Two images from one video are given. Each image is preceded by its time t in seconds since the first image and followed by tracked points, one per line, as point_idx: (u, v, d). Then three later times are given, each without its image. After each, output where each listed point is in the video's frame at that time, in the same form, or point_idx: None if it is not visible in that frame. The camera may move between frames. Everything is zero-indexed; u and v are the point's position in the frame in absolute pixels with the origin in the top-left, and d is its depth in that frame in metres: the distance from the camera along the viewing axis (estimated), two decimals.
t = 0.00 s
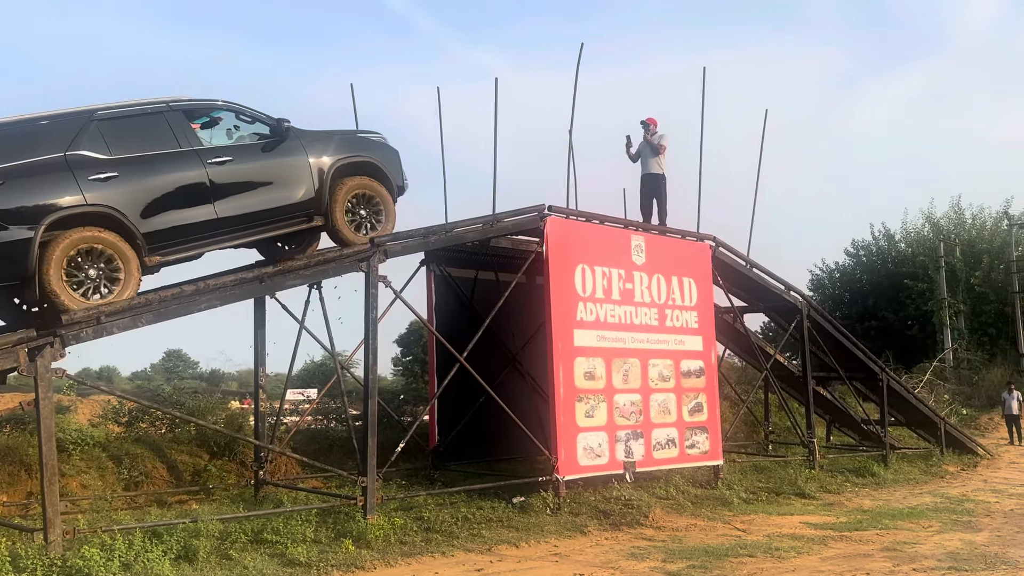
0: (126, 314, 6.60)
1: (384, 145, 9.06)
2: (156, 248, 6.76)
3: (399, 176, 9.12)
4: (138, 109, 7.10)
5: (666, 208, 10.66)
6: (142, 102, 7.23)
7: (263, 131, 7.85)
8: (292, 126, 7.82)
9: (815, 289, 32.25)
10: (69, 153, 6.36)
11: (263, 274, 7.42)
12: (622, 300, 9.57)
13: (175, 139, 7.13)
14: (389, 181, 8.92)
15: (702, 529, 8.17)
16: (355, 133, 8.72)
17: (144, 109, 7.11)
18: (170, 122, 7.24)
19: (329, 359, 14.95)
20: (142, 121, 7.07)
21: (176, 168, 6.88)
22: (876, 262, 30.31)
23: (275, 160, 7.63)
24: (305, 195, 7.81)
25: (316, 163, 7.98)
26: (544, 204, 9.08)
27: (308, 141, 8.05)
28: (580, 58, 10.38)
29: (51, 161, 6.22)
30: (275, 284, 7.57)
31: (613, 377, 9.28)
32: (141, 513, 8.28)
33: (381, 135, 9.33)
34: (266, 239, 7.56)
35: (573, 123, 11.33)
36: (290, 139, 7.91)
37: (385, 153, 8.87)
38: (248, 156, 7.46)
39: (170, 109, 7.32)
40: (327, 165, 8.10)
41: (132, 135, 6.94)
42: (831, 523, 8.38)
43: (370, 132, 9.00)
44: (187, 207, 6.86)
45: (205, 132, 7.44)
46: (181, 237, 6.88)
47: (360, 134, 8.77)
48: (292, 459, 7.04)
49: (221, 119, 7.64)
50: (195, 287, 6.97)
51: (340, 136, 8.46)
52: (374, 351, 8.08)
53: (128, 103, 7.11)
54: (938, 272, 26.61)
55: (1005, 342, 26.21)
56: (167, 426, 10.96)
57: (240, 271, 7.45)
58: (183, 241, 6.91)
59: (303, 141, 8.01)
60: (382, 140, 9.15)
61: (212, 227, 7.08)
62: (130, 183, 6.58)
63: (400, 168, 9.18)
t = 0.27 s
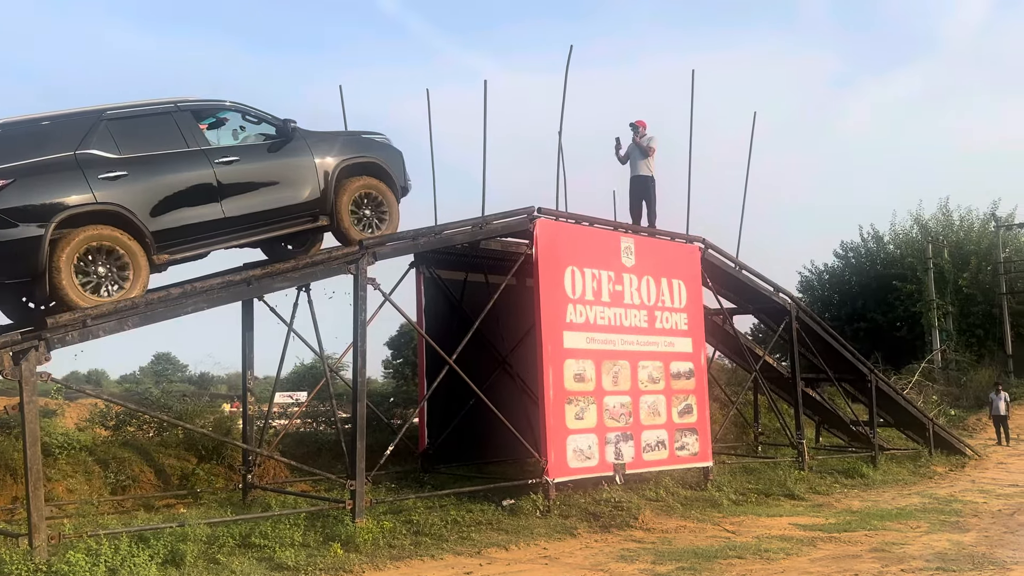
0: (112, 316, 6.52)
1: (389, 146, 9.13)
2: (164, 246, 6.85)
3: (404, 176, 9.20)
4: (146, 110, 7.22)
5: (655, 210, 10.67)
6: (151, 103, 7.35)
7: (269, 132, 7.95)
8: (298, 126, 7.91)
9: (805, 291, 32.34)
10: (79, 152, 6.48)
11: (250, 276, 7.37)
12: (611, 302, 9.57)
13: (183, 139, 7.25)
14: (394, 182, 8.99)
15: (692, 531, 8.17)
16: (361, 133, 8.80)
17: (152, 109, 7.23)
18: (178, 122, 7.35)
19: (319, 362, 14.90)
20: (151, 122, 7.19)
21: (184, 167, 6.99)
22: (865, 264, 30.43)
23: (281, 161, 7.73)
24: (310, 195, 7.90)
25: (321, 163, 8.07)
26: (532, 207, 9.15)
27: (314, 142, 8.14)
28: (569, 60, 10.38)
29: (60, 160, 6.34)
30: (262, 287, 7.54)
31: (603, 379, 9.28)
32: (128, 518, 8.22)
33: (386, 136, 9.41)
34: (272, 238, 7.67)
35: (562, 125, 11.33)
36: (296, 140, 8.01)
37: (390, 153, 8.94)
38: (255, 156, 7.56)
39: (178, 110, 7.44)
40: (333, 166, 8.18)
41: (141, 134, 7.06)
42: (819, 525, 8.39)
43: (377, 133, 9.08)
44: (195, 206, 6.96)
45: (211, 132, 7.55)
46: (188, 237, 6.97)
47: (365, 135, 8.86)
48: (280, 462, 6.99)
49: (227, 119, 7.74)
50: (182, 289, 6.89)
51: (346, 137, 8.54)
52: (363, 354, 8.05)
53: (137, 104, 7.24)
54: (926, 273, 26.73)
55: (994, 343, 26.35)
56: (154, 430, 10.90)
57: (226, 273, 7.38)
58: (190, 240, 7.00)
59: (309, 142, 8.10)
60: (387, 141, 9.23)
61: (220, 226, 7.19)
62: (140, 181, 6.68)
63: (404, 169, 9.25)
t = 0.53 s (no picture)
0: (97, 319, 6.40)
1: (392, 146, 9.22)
2: (172, 244, 6.92)
3: (406, 177, 9.29)
4: (154, 109, 7.29)
5: (643, 212, 10.69)
6: (158, 102, 7.42)
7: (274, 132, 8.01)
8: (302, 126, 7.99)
9: (793, 293, 32.47)
10: (88, 150, 6.54)
11: (236, 278, 7.33)
12: (600, 304, 9.59)
13: (190, 138, 7.31)
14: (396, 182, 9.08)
15: (680, 532, 8.18)
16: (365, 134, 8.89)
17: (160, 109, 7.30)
18: (185, 122, 7.41)
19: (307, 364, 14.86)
20: (159, 121, 7.25)
21: (190, 166, 7.04)
22: (852, 266, 30.59)
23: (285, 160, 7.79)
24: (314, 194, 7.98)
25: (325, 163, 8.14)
26: (522, 209, 9.10)
27: (319, 142, 8.22)
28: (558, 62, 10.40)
29: (69, 157, 6.39)
30: (249, 289, 7.49)
31: (592, 381, 9.29)
32: (114, 521, 8.17)
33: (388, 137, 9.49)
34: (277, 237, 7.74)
35: (550, 126, 11.34)
36: (301, 140, 8.08)
37: (393, 154, 9.03)
38: (261, 156, 7.62)
39: (185, 109, 7.50)
40: (338, 165, 8.26)
41: (150, 133, 7.12)
42: (807, 526, 8.43)
43: (380, 134, 9.17)
44: (202, 205, 7.04)
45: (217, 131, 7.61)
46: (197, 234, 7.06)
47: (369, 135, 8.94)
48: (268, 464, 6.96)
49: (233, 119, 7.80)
50: (168, 291, 6.73)
51: (350, 137, 8.63)
52: (351, 356, 8.03)
53: (145, 103, 7.30)
54: (914, 275, 26.89)
55: (980, 344, 26.51)
56: (140, 433, 10.84)
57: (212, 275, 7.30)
58: (197, 238, 7.06)
59: (314, 141, 8.18)
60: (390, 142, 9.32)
61: (228, 224, 7.26)
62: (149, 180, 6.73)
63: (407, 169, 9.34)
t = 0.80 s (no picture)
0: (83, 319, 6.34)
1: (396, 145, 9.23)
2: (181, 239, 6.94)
3: (410, 177, 9.31)
4: (163, 107, 7.31)
5: (631, 213, 10.71)
6: (166, 101, 7.44)
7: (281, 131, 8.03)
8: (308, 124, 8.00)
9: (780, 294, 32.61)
10: (99, 148, 6.57)
11: (223, 278, 7.29)
12: (588, 305, 9.59)
13: (199, 136, 7.33)
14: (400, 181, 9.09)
15: (667, 533, 8.20)
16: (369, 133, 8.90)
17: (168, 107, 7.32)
18: (193, 120, 7.43)
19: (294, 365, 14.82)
20: (168, 119, 7.27)
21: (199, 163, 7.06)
22: (839, 268, 30.75)
23: (291, 158, 7.81)
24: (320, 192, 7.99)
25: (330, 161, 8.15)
26: (510, 209, 9.07)
27: (324, 140, 8.23)
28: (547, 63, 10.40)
29: (80, 154, 6.41)
30: (236, 289, 7.45)
31: (580, 382, 9.30)
32: (99, 523, 8.11)
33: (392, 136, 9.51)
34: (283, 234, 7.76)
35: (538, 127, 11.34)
36: (306, 138, 8.09)
37: (397, 153, 9.05)
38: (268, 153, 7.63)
39: (193, 108, 7.53)
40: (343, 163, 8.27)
41: (160, 130, 7.15)
42: (794, 526, 8.46)
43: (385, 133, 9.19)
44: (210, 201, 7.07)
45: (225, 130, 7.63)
46: (205, 231, 7.07)
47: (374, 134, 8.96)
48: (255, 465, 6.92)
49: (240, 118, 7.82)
50: (154, 291, 6.61)
51: (355, 136, 8.64)
52: (339, 357, 8.01)
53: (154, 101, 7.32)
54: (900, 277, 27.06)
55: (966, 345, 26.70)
56: (126, 434, 10.78)
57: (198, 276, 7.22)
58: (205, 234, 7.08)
59: (320, 140, 8.18)
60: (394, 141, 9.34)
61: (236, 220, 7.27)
62: (159, 176, 6.75)
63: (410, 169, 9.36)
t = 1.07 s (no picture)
0: (67, 319, 6.26)
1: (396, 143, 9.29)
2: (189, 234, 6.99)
3: (410, 174, 9.37)
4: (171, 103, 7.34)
5: (617, 214, 10.75)
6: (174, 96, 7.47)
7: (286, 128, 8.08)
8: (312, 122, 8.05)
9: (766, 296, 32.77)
10: (109, 143, 6.60)
11: (209, 279, 7.18)
12: (575, 305, 9.63)
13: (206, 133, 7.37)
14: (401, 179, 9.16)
15: (652, 533, 8.24)
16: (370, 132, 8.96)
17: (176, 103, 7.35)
18: (200, 116, 7.47)
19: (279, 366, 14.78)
20: (176, 115, 7.30)
21: (206, 160, 7.11)
22: (824, 270, 30.95)
23: (296, 156, 7.86)
24: (323, 188, 8.06)
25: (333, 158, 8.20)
26: (497, 210, 9.11)
27: (327, 138, 8.28)
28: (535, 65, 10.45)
29: (90, 149, 6.44)
30: (221, 289, 7.35)
31: (566, 382, 9.33)
32: (82, 523, 8.06)
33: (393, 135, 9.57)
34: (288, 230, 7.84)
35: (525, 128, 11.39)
36: (310, 136, 8.13)
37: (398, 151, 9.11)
38: (273, 151, 7.68)
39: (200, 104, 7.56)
40: (346, 160, 8.32)
41: (168, 126, 7.18)
42: (778, 526, 8.52)
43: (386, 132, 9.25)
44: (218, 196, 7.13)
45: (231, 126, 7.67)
46: (213, 225, 7.13)
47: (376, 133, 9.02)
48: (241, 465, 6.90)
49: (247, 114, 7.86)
50: (140, 291, 6.50)
51: (357, 134, 8.69)
52: (325, 357, 8.00)
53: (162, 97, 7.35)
54: (884, 279, 27.27)
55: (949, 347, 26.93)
56: (110, 434, 10.72)
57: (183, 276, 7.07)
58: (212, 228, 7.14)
59: (323, 137, 8.24)
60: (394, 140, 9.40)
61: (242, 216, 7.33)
62: (168, 171, 6.79)
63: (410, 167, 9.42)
